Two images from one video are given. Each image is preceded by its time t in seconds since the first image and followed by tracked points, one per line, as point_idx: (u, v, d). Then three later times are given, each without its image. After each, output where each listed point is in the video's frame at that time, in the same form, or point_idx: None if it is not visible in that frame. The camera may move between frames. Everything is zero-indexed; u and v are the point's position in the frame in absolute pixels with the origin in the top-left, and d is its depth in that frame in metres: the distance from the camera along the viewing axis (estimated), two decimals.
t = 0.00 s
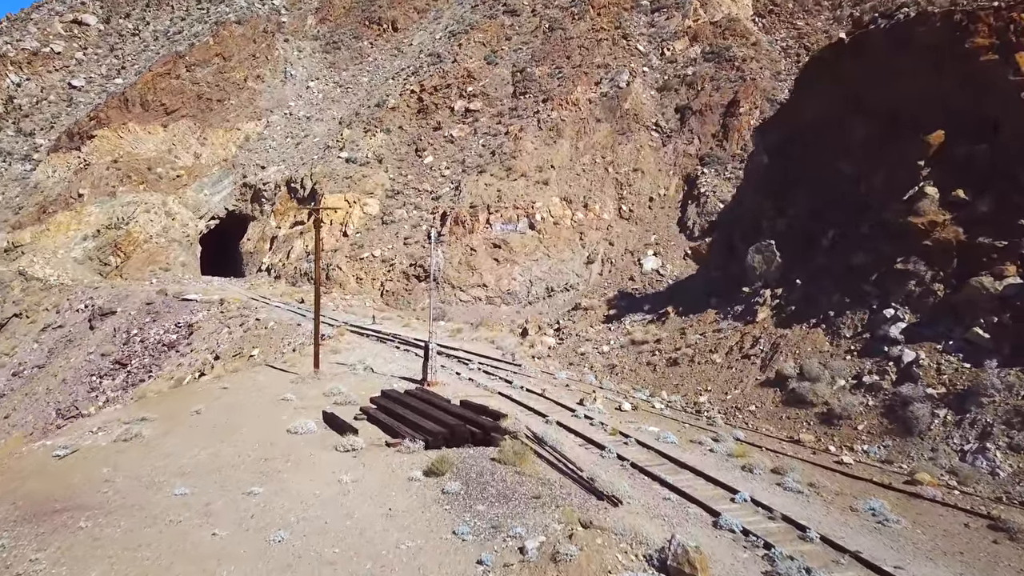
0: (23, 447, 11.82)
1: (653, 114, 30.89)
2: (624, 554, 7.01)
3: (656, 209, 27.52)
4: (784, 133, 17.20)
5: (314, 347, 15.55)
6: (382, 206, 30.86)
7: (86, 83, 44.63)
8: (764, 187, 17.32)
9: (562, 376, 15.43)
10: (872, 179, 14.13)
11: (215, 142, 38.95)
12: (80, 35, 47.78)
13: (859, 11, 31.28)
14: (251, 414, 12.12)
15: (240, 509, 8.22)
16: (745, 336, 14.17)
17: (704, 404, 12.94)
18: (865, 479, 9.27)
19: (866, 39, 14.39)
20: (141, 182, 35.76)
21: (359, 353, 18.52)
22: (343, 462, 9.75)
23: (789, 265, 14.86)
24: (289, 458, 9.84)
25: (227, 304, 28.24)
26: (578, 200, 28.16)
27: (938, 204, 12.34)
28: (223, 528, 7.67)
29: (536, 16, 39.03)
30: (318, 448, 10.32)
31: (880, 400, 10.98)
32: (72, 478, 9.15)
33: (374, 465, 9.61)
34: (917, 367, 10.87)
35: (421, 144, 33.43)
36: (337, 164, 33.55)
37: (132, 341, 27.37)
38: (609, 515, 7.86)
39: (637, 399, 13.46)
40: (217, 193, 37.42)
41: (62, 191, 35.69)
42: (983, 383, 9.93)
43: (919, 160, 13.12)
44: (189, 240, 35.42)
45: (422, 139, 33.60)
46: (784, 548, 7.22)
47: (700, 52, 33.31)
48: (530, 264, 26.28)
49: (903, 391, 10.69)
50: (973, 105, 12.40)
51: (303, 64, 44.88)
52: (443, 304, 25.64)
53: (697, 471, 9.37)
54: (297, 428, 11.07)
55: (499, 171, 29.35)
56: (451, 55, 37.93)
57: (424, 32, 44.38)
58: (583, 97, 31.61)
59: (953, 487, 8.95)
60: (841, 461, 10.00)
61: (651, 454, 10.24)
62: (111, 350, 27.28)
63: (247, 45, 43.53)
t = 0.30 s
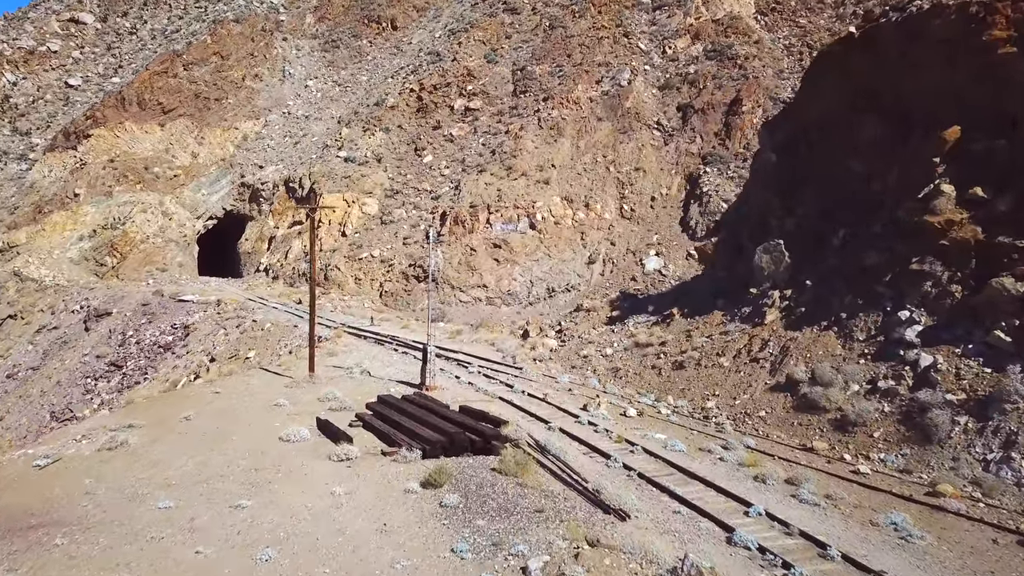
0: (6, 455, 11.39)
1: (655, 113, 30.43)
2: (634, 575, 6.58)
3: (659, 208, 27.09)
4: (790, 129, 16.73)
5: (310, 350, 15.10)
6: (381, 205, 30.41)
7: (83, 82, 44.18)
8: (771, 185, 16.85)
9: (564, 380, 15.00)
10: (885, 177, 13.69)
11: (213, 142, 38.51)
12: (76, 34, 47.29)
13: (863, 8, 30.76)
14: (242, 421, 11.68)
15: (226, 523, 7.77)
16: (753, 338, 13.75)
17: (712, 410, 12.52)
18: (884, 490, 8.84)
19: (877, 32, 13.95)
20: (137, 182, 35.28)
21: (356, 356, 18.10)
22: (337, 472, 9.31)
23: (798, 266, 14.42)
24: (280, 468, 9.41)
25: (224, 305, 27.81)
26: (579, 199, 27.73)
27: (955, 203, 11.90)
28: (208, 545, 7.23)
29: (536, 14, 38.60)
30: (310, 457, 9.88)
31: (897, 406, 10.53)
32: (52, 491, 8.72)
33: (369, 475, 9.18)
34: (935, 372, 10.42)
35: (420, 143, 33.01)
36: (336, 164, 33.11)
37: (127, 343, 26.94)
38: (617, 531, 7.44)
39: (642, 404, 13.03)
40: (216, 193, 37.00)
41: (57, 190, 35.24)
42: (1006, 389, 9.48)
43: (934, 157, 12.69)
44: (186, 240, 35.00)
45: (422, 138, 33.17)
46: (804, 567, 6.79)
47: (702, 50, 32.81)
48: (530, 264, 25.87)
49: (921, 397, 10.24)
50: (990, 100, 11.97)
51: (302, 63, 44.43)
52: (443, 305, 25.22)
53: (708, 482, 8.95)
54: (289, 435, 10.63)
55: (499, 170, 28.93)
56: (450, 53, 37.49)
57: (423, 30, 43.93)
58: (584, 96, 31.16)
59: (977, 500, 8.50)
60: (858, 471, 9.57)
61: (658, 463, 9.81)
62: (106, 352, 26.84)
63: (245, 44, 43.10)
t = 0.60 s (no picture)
0: None
1: (658, 111, 29.95)
2: None
3: (662, 208, 26.63)
4: (801, 126, 16.26)
5: (306, 353, 14.68)
6: (382, 205, 29.98)
7: (82, 81, 43.80)
8: (781, 183, 16.39)
9: (568, 384, 14.55)
10: (900, 175, 13.24)
11: (212, 141, 38.06)
12: (76, 33, 46.94)
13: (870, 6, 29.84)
14: (235, 428, 11.27)
15: (213, 539, 7.34)
16: (764, 341, 13.31)
17: (722, 416, 12.09)
18: (907, 502, 8.39)
19: (890, 25, 13.48)
20: (136, 181, 34.88)
21: (355, 358, 17.69)
22: (331, 483, 8.88)
23: (810, 266, 13.97)
24: (272, 480, 8.98)
25: (223, 306, 27.42)
26: (582, 199, 27.29)
27: (975, 201, 11.44)
28: (193, 564, 6.80)
29: (538, 12, 38.13)
30: (304, 467, 9.45)
31: (916, 413, 10.07)
32: (32, 505, 8.30)
33: (365, 487, 8.74)
34: (957, 378, 9.97)
35: (422, 142, 32.58)
36: (336, 163, 32.69)
37: (125, 344, 26.57)
38: (627, 550, 7.02)
39: (650, 410, 12.59)
40: (215, 193, 36.55)
41: (55, 190, 34.88)
42: None
43: (951, 154, 12.23)
44: (185, 240, 34.64)
45: (423, 137, 32.75)
46: None
47: (705, 48, 32.21)
48: (532, 264, 25.48)
49: (942, 404, 9.78)
50: (1010, 95, 11.53)
51: (302, 62, 43.98)
52: (444, 306, 24.83)
53: (721, 494, 8.52)
54: (283, 444, 10.21)
55: (501, 170, 28.51)
56: (451, 52, 37.06)
57: (424, 29, 43.45)
58: (587, 94, 30.71)
59: (1007, 513, 8.04)
60: (878, 482, 9.12)
61: (669, 474, 9.36)
62: (104, 353, 26.47)
63: (245, 42, 42.71)
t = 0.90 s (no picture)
0: None
1: (661, 110, 29.43)
2: None
3: (666, 208, 26.14)
4: (811, 124, 15.91)
5: (303, 357, 14.25)
6: (382, 205, 29.54)
7: (81, 81, 43.42)
8: (790, 182, 15.96)
9: (573, 388, 14.12)
10: (914, 173, 12.75)
11: (212, 140, 37.60)
12: (75, 32, 46.55)
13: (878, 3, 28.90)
14: (227, 436, 10.87)
15: (198, 557, 6.94)
16: (775, 345, 12.88)
17: (733, 422, 11.67)
18: (932, 516, 7.95)
19: (906, 20, 13.26)
20: (135, 181, 34.50)
21: (354, 361, 17.28)
22: (325, 496, 8.46)
23: (821, 268, 13.50)
24: (263, 492, 8.57)
25: (221, 307, 27.02)
26: (585, 198, 26.86)
27: (997, 199, 11.00)
28: None
29: (541, 10, 37.69)
30: (297, 478, 9.05)
31: (937, 421, 9.62)
32: (10, 519, 7.91)
33: (361, 500, 8.32)
34: (980, 384, 9.51)
35: (423, 141, 32.17)
36: (337, 163, 32.27)
37: (122, 346, 26.18)
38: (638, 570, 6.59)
39: (658, 417, 12.16)
40: (215, 193, 36.14)
41: (53, 190, 34.53)
42: None
43: (969, 150, 11.76)
44: (184, 240, 34.23)
45: (424, 136, 32.32)
46: None
47: (709, 46, 31.56)
48: (535, 265, 25.07)
49: (965, 411, 9.33)
50: None
51: (302, 61, 43.50)
52: (445, 307, 24.45)
53: (735, 508, 8.09)
54: (276, 453, 9.79)
55: (503, 169, 28.08)
56: (453, 51, 36.62)
57: (425, 28, 43.00)
58: (590, 93, 30.27)
59: None
60: (900, 494, 8.67)
61: (680, 485, 8.93)
62: (101, 355, 26.10)
63: (245, 41, 42.36)
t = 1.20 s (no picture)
0: None
1: (663, 108, 28.95)
2: None
3: (668, 207, 25.69)
4: (821, 121, 15.43)
5: (298, 361, 13.84)
6: (381, 205, 29.10)
7: (78, 80, 42.98)
8: (799, 180, 15.51)
9: (576, 393, 13.70)
10: (929, 170, 12.33)
11: (210, 139, 37.14)
12: (72, 30, 46.13)
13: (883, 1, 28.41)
14: (217, 444, 10.46)
15: None
16: (785, 348, 12.47)
17: (743, 428, 11.25)
18: (958, 531, 7.52)
19: (917, 12, 12.68)
20: (131, 181, 34.05)
21: (351, 364, 16.87)
22: (318, 509, 8.05)
23: (833, 268, 13.07)
24: (253, 505, 8.16)
25: (218, 308, 26.59)
26: (586, 198, 26.44)
27: (1018, 197, 10.56)
28: None
29: (541, 8, 37.24)
30: (288, 489, 8.64)
31: (958, 429, 9.19)
32: None
33: (355, 514, 7.90)
34: (1003, 390, 9.09)
35: (422, 140, 31.72)
36: (336, 162, 31.85)
37: (118, 348, 25.77)
38: None
39: (665, 423, 11.75)
40: (213, 192, 35.67)
41: (49, 190, 34.13)
42: None
43: (989, 147, 11.34)
44: (182, 240, 33.72)
45: (424, 135, 31.88)
46: None
47: (711, 44, 31.12)
48: (536, 265, 24.67)
49: (988, 419, 8.90)
50: None
51: (301, 59, 43.00)
52: (445, 308, 24.06)
53: (750, 522, 7.67)
54: (268, 463, 9.38)
55: (503, 168, 27.66)
56: (452, 49, 36.21)
57: (425, 26, 42.56)
58: (591, 92, 29.85)
59: None
60: (922, 506, 8.25)
61: (690, 497, 8.51)
62: (96, 357, 25.69)
63: (243, 40, 41.98)
